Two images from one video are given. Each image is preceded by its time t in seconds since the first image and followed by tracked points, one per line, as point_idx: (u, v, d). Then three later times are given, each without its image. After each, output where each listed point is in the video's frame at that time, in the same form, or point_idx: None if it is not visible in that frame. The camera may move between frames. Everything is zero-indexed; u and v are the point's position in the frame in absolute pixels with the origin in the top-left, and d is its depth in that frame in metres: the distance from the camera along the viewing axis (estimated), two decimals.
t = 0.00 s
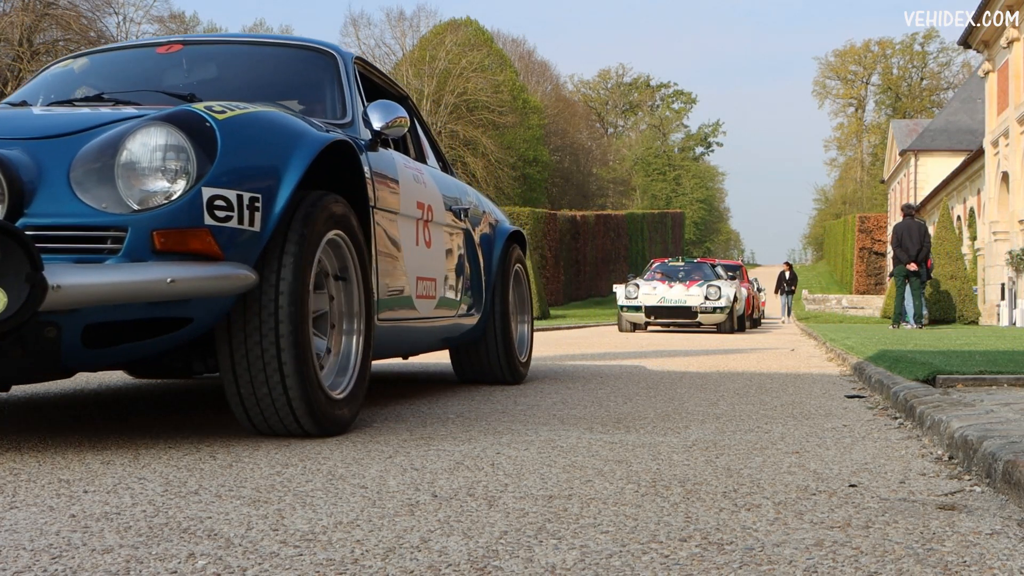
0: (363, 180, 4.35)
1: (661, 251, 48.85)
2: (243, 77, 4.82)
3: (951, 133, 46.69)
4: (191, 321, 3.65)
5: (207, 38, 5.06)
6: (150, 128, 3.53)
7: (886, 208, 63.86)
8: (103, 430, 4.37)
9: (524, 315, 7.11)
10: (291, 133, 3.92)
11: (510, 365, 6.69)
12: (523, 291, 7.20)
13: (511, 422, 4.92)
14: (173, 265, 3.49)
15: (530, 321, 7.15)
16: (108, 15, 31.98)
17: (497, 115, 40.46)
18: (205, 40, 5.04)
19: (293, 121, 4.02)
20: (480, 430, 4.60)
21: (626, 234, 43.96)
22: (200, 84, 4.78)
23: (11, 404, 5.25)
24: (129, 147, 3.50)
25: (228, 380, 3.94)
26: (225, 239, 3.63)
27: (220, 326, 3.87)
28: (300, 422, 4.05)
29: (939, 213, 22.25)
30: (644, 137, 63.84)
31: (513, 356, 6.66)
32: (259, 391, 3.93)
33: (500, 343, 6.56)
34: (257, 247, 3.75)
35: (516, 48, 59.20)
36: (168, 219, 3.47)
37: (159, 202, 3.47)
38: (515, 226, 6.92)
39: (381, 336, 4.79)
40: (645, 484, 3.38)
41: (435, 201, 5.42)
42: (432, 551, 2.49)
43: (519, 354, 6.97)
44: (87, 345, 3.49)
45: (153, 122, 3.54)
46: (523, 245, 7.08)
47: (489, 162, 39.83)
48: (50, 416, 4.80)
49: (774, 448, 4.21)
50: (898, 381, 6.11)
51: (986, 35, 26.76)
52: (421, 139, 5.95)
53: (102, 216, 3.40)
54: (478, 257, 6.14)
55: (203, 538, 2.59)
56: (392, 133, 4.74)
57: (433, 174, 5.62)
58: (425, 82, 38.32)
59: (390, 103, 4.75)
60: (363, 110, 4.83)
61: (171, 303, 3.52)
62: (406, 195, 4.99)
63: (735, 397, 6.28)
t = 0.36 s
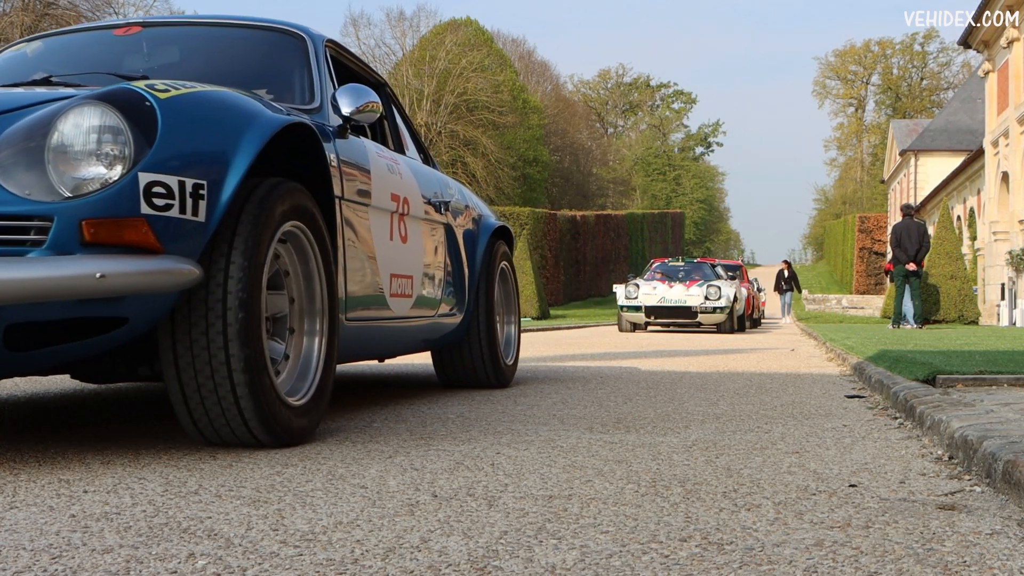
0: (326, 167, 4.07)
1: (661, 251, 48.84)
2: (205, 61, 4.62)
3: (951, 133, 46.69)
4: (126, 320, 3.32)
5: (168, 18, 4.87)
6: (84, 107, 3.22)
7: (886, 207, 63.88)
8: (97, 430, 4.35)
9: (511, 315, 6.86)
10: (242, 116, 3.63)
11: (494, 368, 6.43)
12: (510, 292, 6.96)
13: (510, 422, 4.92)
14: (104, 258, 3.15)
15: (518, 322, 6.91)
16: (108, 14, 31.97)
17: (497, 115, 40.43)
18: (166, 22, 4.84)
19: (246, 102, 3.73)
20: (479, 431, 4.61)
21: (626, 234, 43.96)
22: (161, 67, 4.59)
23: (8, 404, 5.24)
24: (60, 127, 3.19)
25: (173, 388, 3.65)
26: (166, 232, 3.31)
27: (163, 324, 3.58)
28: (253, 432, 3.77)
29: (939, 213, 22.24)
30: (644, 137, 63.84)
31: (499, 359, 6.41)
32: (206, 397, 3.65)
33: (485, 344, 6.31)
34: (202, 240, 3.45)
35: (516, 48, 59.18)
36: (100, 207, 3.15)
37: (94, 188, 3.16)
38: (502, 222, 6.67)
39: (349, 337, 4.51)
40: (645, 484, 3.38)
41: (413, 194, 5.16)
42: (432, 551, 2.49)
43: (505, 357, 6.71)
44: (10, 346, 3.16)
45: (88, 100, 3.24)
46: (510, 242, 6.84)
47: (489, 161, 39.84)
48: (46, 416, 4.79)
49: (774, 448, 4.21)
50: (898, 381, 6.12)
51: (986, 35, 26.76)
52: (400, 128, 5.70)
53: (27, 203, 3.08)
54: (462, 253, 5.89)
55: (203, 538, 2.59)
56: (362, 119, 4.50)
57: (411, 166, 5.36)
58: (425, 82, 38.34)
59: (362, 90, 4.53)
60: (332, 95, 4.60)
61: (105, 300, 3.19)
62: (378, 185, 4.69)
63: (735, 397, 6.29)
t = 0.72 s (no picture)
0: (287, 152, 3.78)
1: (661, 251, 48.86)
2: (167, 43, 4.38)
3: (951, 133, 46.70)
4: (53, 321, 3.02)
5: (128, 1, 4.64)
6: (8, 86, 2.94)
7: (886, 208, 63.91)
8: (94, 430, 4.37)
9: (498, 317, 6.62)
10: (188, 97, 3.33)
11: (480, 369, 6.15)
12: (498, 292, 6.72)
13: (510, 422, 4.92)
14: (26, 254, 2.86)
15: (505, 324, 6.66)
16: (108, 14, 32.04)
17: (497, 115, 40.43)
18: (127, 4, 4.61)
19: (195, 82, 3.44)
20: (478, 431, 4.60)
21: (626, 234, 43.97)
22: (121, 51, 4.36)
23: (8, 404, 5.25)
24: None
25: (108, 395, 3.32)
26: (97, 224, 3.01)
27: (95, 323, 3.27)
28: (198, 443, 3.45)
29: (940, 213, 22.23)
30: (644, 137, 63.86)
31: (485, 363, 6.16)
32: (144, 404, 3.32)
33: (469, 346, 6.05)
34: (139, 232, 3.14)
35: (516, 48, 59.19)
36: (21, 197, 2.86)
37: (19, 174, 2.87)
38: (489, 218, 6.42)
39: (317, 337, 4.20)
40: (645, 484, 3.38)
41: (390, 187, 4.87)
42: (431, 552, 2.49)
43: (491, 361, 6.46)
44: None
45: (14, 78, 2.96)
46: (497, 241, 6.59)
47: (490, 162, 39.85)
48: (41, 416, 4.79)
49: (774, 448, 4.20)
50: (897, 381, 6.12)
51: (986, 35, 26.76)
52: (377, 118, 5.43)
53: None
54: (445, 250, 5.64)
55: (203, 538, 2.58)
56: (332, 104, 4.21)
57: (386, 156, 5.06)
58: (425, 82, 38.41)
59: (333, 74, 4.26)
60: (298, 80, 4.31)
61: (27, 300, 2.89)
62: (350, 176, 4.40)
63: (736, 397, 6.28)
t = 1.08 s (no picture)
0: (240, 139, 3.50)
1: (661, 251, 48.86)
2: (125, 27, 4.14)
3: (951, 133, 46.70)
4: None
5: None
6: None
7: (886, 208, 63.96)
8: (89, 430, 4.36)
9: (484, 316, 6.35)
10: (125, 71, 3.04)
11: (463, 370, 5.88)
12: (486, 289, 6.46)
13: (511, 421, 4.92)
14: None
15: (492, 323, 6.39)
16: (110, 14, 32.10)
17: (497, 115, 40.49)
18: None
19: (133, 57, 3.15)
20: (479, 430, 4.61)
21: (626, 234, 43.96)
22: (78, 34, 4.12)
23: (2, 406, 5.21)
24: None
25: (35, 402, 3.02)
26: (20, 211, 2.70)
27: (18, 322, 2.97)
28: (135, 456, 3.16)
29: (940, 213, 22.22)
30: (644, 137, 63.88)
31: (470, 364, 5.90)
32: (73, 412, 3.02)
33: (451, 347, 5.79)
34: (67, 222, 2.83)
35: (516, 48, 59.16)
36: None
37: None
38: (475, 212, 6.15)
39: (283, 340, 3.94)
40: (645, 484, 3.38)
41: (364, 179, 4.61)
42: (431, 551, 2.49)
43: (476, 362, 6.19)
44: None
45: None
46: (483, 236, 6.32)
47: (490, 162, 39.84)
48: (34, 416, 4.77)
49: (774, 448, 4.20)
50: (897, 381, 6.12)
51: (986, 35, 26.77)
52: (354, 106, 5.17)
53: None
54: (425, 246, 5.38)
55: (203, 538, 2.59)
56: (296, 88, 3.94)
57: (361, 146, 4.80)
58: (425, 82, 38.43)
59: (296, 54, 3.98)
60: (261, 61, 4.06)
61: None
62: (320, 167, 4.13)
63: (735, 397, 6.28)
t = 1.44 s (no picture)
0: (194, 132, 3.26)
1: (661, 251, 48.87)
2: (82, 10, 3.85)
3: (951, 133, 46.70)
4: None
5: None
6: None
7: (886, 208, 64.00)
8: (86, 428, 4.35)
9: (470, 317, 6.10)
10: (57, 44, 2.78)
11: (446, 371, 5.62)
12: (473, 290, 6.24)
13: (510, 422, 4.92)
14: None
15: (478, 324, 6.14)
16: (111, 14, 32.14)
17: (497, 115, 40.53)
18: None
19: (67, 31, 2.89)
20: (479, 431, 4.61)
21: (626, 234, 43.97)
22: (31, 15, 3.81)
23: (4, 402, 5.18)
24: None
25: None
26: None
27: None
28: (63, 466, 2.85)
29: (940, 213, 22.20)
30: (644, 137, 63.87)
31: (453, 366, 5.65)
32: None
33: (434, 348, 5.53)
34: None
35: (516, 48, 59.16)
36: None
37: None
38: (461, 207, 5.92)
39: (251, 341, 3.72)
40: (645, 484, 3.38)
41: (338, 169, 4.38)
42: (432, 551, 2.49)
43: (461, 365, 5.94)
44: None
45: None
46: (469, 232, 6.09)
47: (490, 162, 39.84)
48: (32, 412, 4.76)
49: (774, 448, 4.21)
50: (897, 381, 6.12)
51: (986, 35, 26.76)
52: (331, 95, 4.97)
53: None
54: (405, 241, 5.15)
55: (203, 538, 2.59)
56: (257, 70, 3.72)
57: (335, 135, 4.57)
58: (425, 82, 38.44)
59: (260, 35, 3.78)
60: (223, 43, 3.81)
61: None
62: (289, 157, 3.91)
63: (735, 397, 6.28)
